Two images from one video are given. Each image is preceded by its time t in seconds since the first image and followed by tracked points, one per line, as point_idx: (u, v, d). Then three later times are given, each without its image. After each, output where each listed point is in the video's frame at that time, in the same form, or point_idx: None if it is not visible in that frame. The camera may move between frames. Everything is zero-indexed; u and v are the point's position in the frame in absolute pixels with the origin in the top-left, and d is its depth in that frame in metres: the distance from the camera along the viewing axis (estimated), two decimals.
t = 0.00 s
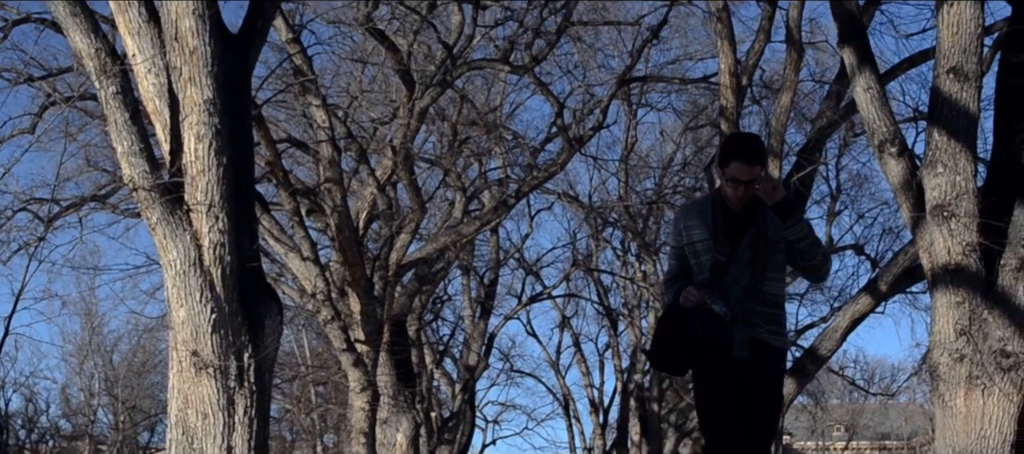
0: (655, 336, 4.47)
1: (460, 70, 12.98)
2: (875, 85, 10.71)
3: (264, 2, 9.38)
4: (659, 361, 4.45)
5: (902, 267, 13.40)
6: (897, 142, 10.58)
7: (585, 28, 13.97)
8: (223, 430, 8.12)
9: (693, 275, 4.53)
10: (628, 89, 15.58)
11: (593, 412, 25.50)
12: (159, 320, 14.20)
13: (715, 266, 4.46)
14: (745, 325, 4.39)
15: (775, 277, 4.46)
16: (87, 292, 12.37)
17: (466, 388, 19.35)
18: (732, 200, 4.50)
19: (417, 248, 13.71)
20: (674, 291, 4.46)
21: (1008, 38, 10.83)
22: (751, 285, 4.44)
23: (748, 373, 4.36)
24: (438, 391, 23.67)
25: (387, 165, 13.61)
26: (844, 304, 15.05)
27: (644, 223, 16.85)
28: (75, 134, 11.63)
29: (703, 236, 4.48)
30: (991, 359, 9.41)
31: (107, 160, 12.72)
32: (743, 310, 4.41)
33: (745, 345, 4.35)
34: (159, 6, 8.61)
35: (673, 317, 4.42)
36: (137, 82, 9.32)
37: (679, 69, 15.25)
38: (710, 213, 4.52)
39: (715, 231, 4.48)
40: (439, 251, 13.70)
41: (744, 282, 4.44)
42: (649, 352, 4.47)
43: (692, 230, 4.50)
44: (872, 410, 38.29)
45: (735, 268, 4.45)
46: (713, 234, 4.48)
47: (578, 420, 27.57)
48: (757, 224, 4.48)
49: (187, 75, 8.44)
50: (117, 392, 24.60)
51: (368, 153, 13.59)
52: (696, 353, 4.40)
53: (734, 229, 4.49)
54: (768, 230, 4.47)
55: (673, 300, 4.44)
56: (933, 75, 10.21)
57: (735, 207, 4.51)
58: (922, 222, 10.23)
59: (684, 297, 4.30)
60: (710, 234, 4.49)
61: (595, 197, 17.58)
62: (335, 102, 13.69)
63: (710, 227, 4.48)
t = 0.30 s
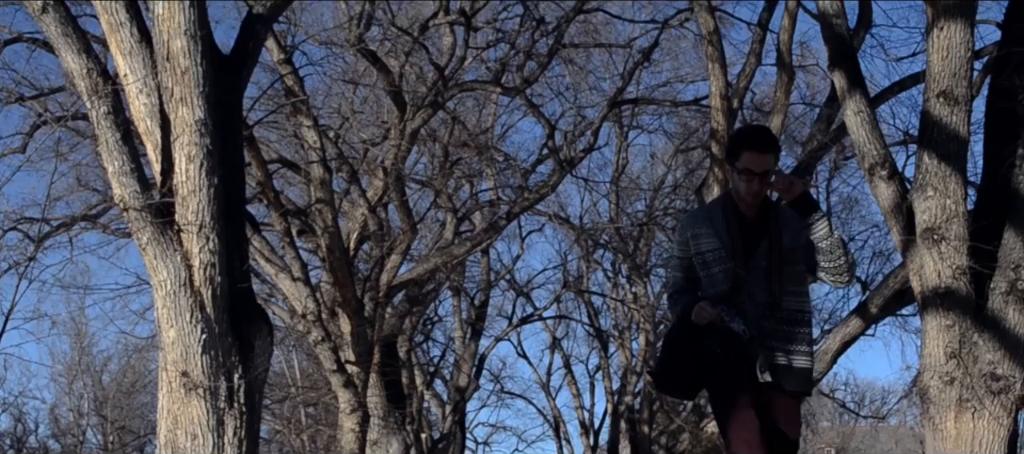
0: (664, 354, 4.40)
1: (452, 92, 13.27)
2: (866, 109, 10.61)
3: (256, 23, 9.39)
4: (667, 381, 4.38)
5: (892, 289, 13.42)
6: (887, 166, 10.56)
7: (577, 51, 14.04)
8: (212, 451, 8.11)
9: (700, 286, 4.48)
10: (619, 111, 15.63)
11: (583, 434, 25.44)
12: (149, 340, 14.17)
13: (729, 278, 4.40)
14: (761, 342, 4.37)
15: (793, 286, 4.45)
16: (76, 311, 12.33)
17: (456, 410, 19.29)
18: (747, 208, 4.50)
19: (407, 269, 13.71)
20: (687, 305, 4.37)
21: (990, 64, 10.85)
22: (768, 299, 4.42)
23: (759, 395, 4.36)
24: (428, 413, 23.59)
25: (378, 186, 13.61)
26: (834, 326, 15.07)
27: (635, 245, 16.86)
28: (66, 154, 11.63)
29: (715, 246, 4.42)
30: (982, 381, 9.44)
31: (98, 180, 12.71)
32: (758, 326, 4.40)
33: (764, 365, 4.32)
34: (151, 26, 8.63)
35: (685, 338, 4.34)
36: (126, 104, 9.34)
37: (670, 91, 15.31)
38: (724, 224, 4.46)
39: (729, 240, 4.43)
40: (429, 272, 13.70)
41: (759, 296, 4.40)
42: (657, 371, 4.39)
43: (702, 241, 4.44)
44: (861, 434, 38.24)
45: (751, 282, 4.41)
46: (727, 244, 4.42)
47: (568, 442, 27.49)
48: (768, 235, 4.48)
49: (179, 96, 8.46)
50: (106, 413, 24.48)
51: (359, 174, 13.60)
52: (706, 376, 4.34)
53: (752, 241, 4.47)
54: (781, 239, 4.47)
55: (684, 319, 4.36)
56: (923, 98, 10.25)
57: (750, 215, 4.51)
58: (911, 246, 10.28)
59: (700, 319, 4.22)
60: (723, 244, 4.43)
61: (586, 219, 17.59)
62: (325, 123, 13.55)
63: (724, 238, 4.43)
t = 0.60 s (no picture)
0: (671, 325, 3.98)
1: (443, 113, 13.33)
2: (855, 132, 10.57)
3: (248, 43, 9.37)
4: (677, 356, 3.92)
5: (882, 313, 13.42)
6: (877, 189, 10.57)
7: (568, 73, 14.06)
8: None
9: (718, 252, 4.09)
10: (610, 133, 15.65)
11: None
12: (138, 361, 14.10)
13: (755, 244, 4.02)
14: (792, 314, 3.91)
15: (823, 257, 4.04)
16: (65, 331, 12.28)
17: (446, 432, 19.21)
18: (772, 165, 4.10)
19: (398, 291, 13.68)
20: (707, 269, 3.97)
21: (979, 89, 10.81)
22: (798, 265, 3.99)
23: (784, 380, 3.88)
24: (418, 436, 23.48)
25: (369, 207, 13.59)
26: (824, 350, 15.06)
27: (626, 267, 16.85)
28: (56, 173, 11.60)
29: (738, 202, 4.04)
30: (971, 405, 9.41)
31: (88, 199, 12.68)
32: (789, 296, 3.95)
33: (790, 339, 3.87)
34: (144, 47, 8.64)
35: (704, 308, 3.89)
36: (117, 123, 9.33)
37: (661, 113, 15.33)
38: (747, 179, 4.05)
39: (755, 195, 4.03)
40: (419, 294, 13.68)
41: (786, 264, 4.00)
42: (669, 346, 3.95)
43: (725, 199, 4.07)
44: None
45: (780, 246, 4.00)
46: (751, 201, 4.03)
47: None
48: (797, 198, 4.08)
49: (170, 116, 8.46)
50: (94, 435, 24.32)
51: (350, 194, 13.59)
52: (722, 354, 3.91)
53: (779, 199, 4.03)
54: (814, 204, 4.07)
55: (700, 287, 3.93)
56: (912, 122, 10.28)
57: (777, 174, 4.10)
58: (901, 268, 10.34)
59: (728, 285, 3.75)
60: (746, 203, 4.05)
61: (577, 241, 17.58)
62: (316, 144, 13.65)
63: (749, 195, 4.03)
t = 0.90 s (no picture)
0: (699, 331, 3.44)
1: (433, 135, 13.45)
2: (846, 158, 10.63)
3: (239, 64, 9.39)
4: (705, 367, 3.40)
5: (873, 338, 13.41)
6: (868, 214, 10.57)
7: (559, 95, 14.10)
8: None
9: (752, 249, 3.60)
10: (601, 156, 15.69)
11: None
12: (127, 381, 14.05)
13: (790, 238, 3.51)
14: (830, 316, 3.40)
15: (864, 249, 3.53)
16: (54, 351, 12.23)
17: None
18: (813, 149, 3.59)
19: (388, 312, 13.66)
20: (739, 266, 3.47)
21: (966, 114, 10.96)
22: (838, 258, 3.45)
23: (825, 386, 3.34)
24: None
25: (359, 229, 13.56)
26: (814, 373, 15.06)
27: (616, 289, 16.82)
28: (46, 193, 11.59)
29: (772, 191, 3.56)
30: (961, 429, 9.35)
31: (78, 219, 12.66)
32: (829, 293, 3.42)
33: (830, 345, 3.35)
34: (134, 67, 8.66)
35: (732, 311, 3.38)
36: (108, 144, 9.35)
37: (652, 136, 15.37)
38: (781, 163, 3.57)
39: (792, 182, 3.53)
40: (410, 315, 13.66)
41: (827, 256, 3.47)
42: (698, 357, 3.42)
43: (758, 188, 3.58)
44: None
45: (817, 237, 3.47)
46: (786, 187, 3.54)
47: None
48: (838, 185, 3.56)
49: (160, 136, 8.47)
50: None
51: (341, 216, 13.58)
52: (755, 362, 3.38)
53: (818, 187, 3.56)
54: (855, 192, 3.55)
55: (729, 289, 3.43)
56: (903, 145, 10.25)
57: (816, 157, 3.59)
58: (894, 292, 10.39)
59: (751, 282, 3.36)
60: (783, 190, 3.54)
61: (568, 263, 17.58)
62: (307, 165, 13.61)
63: (782, 181, 3.55)
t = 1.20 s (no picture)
0: (737, 304, 3.63)
1: (425, 156, 13.40)
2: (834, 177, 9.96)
3: (230, 84, 9.41)
4: (735, 337, 3.61)
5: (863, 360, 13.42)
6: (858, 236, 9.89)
7: (551, 116, 14.14)
8: None
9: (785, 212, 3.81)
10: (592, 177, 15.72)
11: None
12: (116, 401, 14.02)
13: (827, 204, 3.73)
14: (871, 282, 3.60)
15: (898, 209, 3.76)
16: (43, 371, 12.20)
17: None
18: (843, 109, 3.80)
19: (378, 333, 13.64)
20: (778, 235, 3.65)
21: (950, 133, 10.15)
22: (869, 219, 3.66)
23: (865, 350, 3.56)
24: None
25: (350, 249, 13.56)
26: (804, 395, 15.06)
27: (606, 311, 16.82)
28: (36, 212, 11.59)
29: (806, 161, 3.77)
30: None
31: (69, 238, 12.66)
32: (867, 257, 3.63)
33: (869, 308, 3.57)
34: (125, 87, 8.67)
35: (766, 280, 3.58)
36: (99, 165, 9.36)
37: (643, 158, 15.41)
38: (810, 127, 3.78)
39: (825, 150, 3.75)
40: (400, 336, 13.64)
41: (862, 221, 3.68)
42: (741, 327, 3.60)
43: (791, 157, 3.79)
44: None
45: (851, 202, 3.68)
46: (820, 157, 3.76)
47: None
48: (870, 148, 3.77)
49: (151, 156, 8.48)
50: None
51: (331, 236, 13.58)
52: (783, 340, 3.60)
53: (852, 149, 3.75)
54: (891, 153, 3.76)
55: (759, 262, 3.61)
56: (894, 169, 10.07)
57: (848, 115, 3.80)
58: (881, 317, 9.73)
59: (785, 251, 3.46)
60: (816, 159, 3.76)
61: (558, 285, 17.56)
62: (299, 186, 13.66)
63: (813, 144, 3.77)
